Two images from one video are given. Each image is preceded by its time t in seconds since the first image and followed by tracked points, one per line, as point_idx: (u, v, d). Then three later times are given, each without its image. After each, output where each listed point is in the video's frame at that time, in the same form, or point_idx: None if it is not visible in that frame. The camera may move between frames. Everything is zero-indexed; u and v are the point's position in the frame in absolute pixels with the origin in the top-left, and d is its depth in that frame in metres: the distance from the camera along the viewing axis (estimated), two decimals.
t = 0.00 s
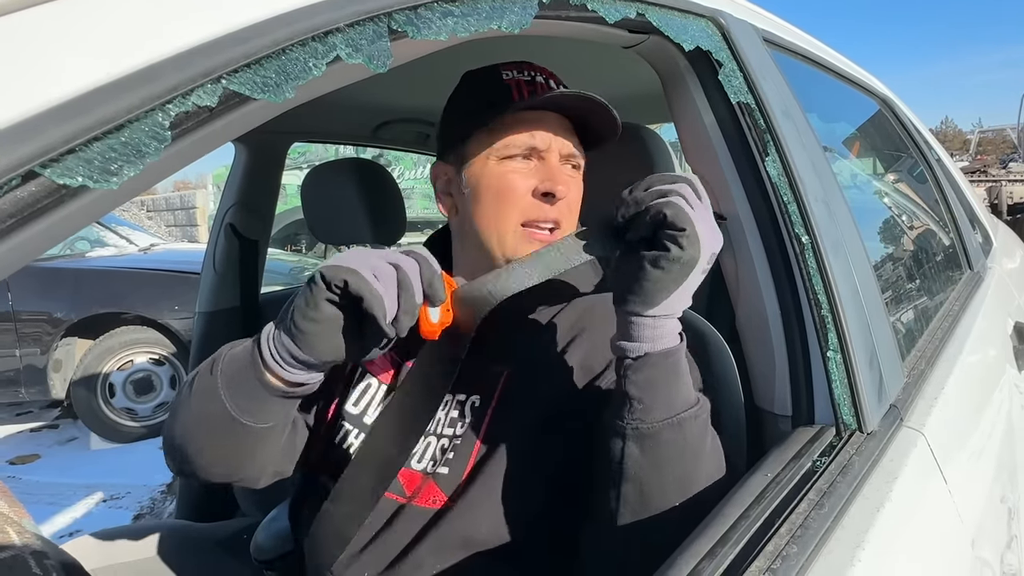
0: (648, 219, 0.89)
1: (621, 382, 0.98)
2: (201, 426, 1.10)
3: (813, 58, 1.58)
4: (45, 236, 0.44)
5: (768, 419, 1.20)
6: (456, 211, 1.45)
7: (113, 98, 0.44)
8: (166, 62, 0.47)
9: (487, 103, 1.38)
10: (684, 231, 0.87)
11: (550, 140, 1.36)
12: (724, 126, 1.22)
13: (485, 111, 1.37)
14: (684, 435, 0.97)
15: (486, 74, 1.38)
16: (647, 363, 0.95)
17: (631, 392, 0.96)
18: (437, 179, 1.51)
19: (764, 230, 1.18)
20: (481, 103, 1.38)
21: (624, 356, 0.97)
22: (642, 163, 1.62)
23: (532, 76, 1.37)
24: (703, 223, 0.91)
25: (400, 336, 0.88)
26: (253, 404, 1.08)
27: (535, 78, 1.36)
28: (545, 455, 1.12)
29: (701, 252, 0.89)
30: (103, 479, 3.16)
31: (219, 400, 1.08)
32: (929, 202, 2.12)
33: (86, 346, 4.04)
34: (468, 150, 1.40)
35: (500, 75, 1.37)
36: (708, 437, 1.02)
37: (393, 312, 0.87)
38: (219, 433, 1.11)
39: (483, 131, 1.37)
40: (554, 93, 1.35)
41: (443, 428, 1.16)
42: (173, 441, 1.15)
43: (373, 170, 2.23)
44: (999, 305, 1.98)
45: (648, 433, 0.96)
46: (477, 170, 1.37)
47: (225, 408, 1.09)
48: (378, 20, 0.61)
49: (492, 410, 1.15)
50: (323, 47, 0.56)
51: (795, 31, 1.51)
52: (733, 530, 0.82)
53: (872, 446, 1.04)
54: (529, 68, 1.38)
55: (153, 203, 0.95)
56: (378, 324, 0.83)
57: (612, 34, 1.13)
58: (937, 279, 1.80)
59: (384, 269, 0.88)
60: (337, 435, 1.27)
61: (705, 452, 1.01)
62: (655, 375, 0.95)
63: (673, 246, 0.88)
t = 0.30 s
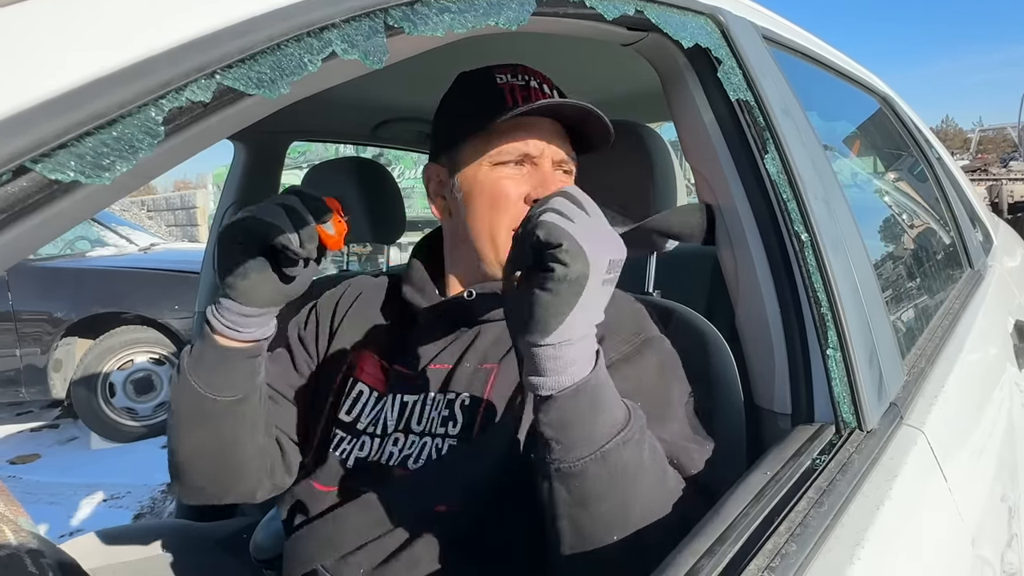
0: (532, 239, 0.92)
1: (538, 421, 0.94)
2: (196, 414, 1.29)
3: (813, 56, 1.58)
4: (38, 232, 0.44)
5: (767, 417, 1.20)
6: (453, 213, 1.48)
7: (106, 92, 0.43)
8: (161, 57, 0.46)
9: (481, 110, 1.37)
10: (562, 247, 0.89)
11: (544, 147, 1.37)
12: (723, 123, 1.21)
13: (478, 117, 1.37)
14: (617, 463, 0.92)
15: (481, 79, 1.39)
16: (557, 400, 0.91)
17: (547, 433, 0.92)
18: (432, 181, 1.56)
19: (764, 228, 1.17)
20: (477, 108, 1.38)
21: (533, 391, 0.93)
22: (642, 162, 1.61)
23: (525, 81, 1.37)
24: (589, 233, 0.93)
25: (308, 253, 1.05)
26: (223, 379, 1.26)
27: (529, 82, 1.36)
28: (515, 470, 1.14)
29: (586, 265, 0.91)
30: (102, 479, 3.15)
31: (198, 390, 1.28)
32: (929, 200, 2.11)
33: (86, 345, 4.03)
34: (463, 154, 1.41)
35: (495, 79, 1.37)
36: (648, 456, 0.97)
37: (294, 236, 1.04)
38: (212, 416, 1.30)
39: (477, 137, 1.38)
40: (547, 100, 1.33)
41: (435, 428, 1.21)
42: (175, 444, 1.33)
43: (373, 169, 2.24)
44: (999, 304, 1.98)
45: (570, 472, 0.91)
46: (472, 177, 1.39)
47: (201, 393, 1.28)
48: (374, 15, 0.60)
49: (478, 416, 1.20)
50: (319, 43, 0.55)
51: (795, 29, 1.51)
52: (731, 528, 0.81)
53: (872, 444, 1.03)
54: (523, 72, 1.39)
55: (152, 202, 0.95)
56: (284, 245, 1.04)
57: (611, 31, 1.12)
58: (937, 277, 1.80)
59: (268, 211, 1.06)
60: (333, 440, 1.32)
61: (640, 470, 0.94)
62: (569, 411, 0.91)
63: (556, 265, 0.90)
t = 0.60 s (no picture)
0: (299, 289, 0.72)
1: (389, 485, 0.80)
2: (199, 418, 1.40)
3: (813, 56, 1.58)
4: (40, 236, 0.45)
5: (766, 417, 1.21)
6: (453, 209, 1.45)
7: (108, 98, 0.44)
8: (163, 62, 0.47)
9: (474, 107, 1.35)
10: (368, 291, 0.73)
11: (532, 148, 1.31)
12: (722, 124, 1.22)
13: (470, 114, 1.35)
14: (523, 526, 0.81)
15: (481, 77, 1.34)
16: (403, 472, 0.76)
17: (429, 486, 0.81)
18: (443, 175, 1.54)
19: (762, 229, 1.18)
20: (471, 106, 1.35)
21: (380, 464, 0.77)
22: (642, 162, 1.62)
23: (524, 77, 1.29)
24: (394, 285, 0.72)
25: (257, 280, 1.12)
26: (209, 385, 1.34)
27: (528, 79, 1.29)
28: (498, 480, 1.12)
29: (371, 349, 0.68)
30: (104, 478, 3.16)
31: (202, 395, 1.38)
32: (929, 200, 2.12)
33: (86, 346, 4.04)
34: (460, 153, 1.39)
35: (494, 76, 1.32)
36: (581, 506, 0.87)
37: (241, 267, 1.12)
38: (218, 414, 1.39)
39: (470, 135, 1.35)
40: (532, 101, 1.27)
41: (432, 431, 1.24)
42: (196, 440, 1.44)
43: (373, 170, 2.23)
44: (999, 303, 1.98)
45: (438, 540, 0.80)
46: (464, 175, 1.36)
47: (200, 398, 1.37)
48: (373, 20, 0.61)
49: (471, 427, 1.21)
50: (319, 47, 0.56)
51: (794, 29, 1.51)
52: (729, 528, 0.82)
53: (870, 444, 1.04)
54: (525, 67, 1.31)
55: (154, 204, 0.95)
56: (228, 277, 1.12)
57: (610, 32, 1.13)
58: (937, 277, 1.80)
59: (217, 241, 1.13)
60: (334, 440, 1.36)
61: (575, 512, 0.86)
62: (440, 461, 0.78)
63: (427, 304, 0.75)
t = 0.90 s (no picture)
0: (637, 218, 0.88)
1: (598, 397, 0.94)
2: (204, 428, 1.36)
3: (813, 56, 1.58)
4: (43, 243, 0.45)
5: (766, 417, 1.22)
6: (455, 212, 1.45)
7: (114, 105, 0.44)
8: (167, 70, 0.47)
9: (473, 112, 1.35)
10: (667, 229, 0.86)
11: (526, 156, 1.30)
12: (722, 125, 1.22)
13: (468, 120, 1.34)
14: (661, 456, 0.93)
15: (479, 82, 1.34)
16: (627, 373, 0.92)
17: (606, 408, 0.93)
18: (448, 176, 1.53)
19: (762, 231, 1.18)
20: (470, 112, 1.35)
21: (603, 368, 0.94)
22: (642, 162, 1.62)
23: (519, 83, 1.29)
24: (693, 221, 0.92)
25: (268, 286, 1.12)
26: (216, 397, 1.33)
27: (523, 84, 1.29)
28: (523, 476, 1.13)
29: (687, 251, 0.88)
30: (106, 478, 3.17)
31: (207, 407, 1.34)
32: (929, 199, 2.12)
33: (87, 345, 4.02)
34: (460, 158, 1.39)
35: (491, 81, 1.33)
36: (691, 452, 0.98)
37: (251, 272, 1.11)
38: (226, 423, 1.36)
39: (468, 140, 1.35)
40: (525, 107, 1.27)
41: (443, 436, 1.23)
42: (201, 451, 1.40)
43: (372, 169, 2.23)
44: (998, 302, 1.99)
45: (622, 451, 0.93)
46: (463, 180, 1.37)
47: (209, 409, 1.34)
48: (374, 25, 0.61)
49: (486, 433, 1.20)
50: (320, 53, 0.56)
51: (794, 30, 1.51)
52: (729, 528, 0.82)
53: (869, 444, 1.04)
54: (522, 72, 1.31)
55: (156, 205, 0.96)
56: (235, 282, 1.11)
57: (610, 34, 1.13)
58: (937, 276, 1.81)
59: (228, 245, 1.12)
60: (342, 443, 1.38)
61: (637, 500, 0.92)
62: (630, 389, 0.91)
63: (658, 246, 0.87)
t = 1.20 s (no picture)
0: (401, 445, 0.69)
1: None
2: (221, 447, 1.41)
3: (814, 54, 1.58)
4: (49, 241, 0.45)
5: (768, 414, 1.22)
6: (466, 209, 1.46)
7: (120, 103, 0.45)
8: (173, 68, 0.47)
9: (482, 107, 1.35)
10: (444, 473, 0.66)
11: (536, 151, 1.30)
12: (724, 123, 1.22)
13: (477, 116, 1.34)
14: None
15: (489, 77, 1.34)
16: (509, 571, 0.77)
17: None
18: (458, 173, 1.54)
19: (765, 228, 1.18)
20: (480, 107, 1.36)
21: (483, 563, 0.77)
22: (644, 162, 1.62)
23: (531, 77, 1.30)
24: (487, 403, 0.73)
25: (280, 333, 1.13)
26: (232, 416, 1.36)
27: (535, 79, 1.29)
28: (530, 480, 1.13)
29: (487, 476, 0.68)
30: (107, 476, 3.18)
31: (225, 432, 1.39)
32: (931, 197, 2.12)
33: (89, 344, 4.03)
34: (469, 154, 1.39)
35: (502, 76, 1.32)
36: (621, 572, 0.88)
37: (262, 321, 1.12)
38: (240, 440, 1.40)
39: (478, 135, 1.35)
40: (537, 102, 1.27)
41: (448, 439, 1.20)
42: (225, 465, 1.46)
43: (374, 168, 2.24)
44: (1000, 300, 1.98)
45: None
46: (473, 176, 1.37)
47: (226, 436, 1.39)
48: (378, 23, 0.61)
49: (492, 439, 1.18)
50: (325, 51, 0.57)
51: (795, 28, 1.51)
52: (732, 526, 0.82)
53: (871, 442, 1.04)
54: (534, 67, 1.31)
55: (158, 202, 0.96)
56: (245, 335, 1.10)
57: (612, 32, 1.13)
58: (938, 275, 1.81)
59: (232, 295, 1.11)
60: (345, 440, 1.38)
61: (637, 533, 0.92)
62: None
63: (447, 486, 0.67)
